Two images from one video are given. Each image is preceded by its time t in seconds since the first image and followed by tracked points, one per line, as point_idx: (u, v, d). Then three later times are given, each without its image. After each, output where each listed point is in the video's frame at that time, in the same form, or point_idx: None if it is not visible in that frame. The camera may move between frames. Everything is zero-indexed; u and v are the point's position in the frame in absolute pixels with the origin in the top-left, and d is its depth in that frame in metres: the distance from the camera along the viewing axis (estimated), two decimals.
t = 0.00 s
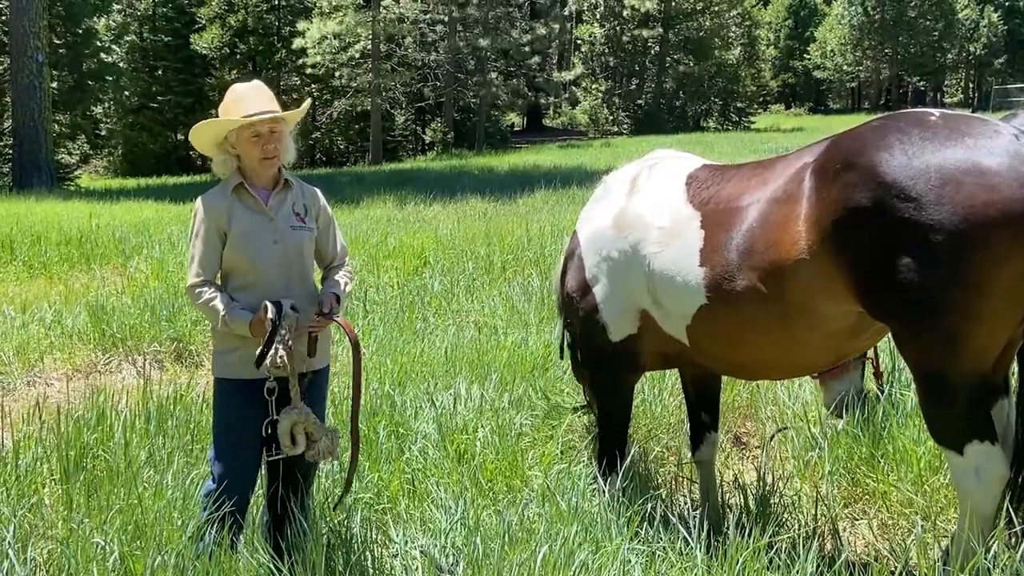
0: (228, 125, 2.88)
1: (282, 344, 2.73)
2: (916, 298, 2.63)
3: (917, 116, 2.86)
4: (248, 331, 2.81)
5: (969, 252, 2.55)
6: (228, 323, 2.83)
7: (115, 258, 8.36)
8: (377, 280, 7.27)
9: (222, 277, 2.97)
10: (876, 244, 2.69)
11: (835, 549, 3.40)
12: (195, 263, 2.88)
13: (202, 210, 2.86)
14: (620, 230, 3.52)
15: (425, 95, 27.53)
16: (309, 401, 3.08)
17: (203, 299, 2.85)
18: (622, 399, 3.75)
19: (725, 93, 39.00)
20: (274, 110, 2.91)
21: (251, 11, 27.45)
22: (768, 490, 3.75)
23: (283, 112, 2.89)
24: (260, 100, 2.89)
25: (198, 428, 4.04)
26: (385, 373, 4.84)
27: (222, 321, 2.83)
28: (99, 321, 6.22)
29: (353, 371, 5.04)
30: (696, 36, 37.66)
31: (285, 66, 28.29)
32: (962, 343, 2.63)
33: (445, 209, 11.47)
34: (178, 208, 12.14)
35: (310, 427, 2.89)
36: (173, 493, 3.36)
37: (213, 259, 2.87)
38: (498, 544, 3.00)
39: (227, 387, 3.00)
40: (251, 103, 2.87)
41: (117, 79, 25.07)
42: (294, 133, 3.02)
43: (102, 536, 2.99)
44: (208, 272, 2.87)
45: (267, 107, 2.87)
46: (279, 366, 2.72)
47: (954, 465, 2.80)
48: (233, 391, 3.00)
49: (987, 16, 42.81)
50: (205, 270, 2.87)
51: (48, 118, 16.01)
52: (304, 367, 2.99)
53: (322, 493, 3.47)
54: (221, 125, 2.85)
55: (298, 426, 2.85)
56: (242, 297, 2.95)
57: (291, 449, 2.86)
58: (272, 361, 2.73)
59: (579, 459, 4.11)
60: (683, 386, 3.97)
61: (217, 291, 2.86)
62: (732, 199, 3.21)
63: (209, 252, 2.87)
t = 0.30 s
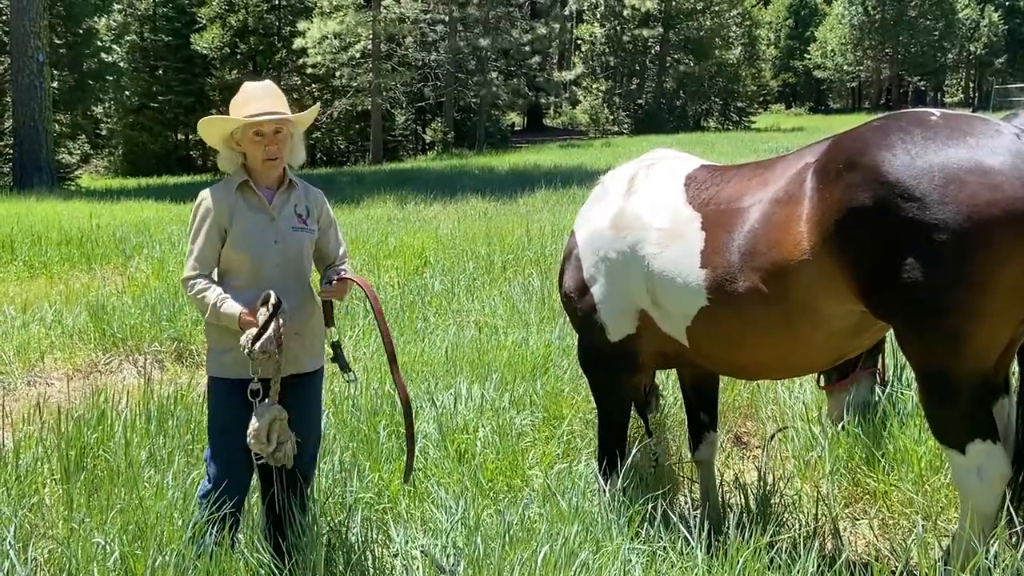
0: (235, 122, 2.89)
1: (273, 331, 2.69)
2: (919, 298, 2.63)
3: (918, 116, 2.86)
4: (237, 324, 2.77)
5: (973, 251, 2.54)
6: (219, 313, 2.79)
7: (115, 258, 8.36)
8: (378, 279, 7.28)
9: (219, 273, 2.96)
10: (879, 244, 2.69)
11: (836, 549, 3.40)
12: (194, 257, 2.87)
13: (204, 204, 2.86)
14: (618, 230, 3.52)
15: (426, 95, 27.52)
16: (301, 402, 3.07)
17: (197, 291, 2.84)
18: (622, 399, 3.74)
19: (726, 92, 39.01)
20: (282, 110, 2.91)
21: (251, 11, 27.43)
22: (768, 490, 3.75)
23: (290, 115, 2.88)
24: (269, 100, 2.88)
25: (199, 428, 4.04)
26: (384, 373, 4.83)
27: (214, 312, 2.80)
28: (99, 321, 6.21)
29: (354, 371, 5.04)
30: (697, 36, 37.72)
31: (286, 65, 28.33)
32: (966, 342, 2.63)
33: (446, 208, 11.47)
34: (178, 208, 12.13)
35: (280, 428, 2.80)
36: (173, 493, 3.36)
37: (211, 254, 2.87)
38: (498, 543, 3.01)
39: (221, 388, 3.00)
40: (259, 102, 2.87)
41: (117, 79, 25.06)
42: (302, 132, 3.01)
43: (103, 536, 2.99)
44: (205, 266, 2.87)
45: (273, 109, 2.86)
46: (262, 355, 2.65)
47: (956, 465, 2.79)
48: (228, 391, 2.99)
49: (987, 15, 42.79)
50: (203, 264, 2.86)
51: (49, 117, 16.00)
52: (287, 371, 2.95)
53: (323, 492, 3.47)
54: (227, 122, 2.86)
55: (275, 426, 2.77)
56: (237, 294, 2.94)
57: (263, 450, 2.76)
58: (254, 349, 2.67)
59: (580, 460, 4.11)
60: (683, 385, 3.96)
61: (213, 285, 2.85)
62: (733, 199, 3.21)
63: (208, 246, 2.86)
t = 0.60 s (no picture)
0: (232, 123, 2.89)
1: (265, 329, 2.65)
2: (921, 296, 2.63)
3: (920, 115, 2.85)
4: (230, 323, 2.76)
5: (976, 249, 2.54)
6: (216, 313, 2.79)
7: (115, 258, 8.35)
8: (378, 279, 7.27)
9: (216, 273, 2.95)
10: (881, 242, 2.69)
11: (836, 549, 3.40)
12: (192, 256, 2.87)
13: (202, 203, 2.87)
14: (619, 229, 3.51)
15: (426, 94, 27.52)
16: (298, 403, 3.07)
17: (194, 291, 2.84)
18: (622, 397, 3.73)
19: (726, 92, 39.01)
20: (279, 108, 2.91)
21: (251, 11, 27.40)
22: (769, 490, 3.74)
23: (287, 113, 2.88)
24: (264, 99, 2.89)
25: (200, 428, 4.03)
26: (384, 373, 4.83)
27: (209, 312, 2.80)
28: (99, 321, 6.20)
29: (355, 371, 5.04)
30: (697, 36, 37.71)
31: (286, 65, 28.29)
32: (968, 341, 2.63)
33: (447, 208, 11.46)
34: (179, 208, 12.12)
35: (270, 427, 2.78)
36: (173, 493, 3.37)
37: (208, 253, 2.87)
38: (498, 544, 3.00)
39: (218, 388, 2.99)
40: (256, 102, 2.88)
41: (118, 79, 25.05)
42: (302, 133, 3.01)
43: (103, 536, 2.99)
44: (202, 266, 2.87)
45: (271, 109, 2.86)
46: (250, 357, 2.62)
47: (957, 465, 2.79)
48: (221, 392, 2.99)
49: (987, 15, 42.83)
50: (200, 264, 2.87)
51: (49, 117, 15.99)
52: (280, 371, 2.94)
53: (324, 493, 3.47)
54: (224, 122, 2.86)
55: (264, 425, 2.75)
56: (235, 294, 2.93)
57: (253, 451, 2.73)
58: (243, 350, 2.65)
59: (582, 460, 4.11)
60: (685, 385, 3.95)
61: (209, 284, 2.85)
62: (733, 197, 3.21)
63: (204, 246, 2.87)
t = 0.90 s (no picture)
0: (232, 130, 2.87)
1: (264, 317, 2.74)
2: (917, 297, 2.63)
3: (918, 115, 2.85)
4: (226, 322, 2.76)
5: (972, 250, 2.54)
6: (209, 314, 2.77)
7: (115, 258, 8.34)
8: (378, 279, 7.26)
9: (208, 274, 2.94)
10: (877, 243, 2.69)
11: (837, 549, 3.40)
12: (183, 257, 2.86)
13: (195, 204, 2.85)
14: (619, 229, 3.51)
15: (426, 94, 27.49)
16: (298, 403, 3.08)
17: (187, 291, 2.82)
18: (623, 398, 3.73)
19: (726, 92, 38.98)
20: (281, 124, 2.89)
21: (252, 10, 27.36)
22: (769, 490, 3.74)
23: (290, 133, 2.86)
24: (267, 112, 2.87)
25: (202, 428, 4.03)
26: (384, 373, 4.83)
27: (204, 312, 2.78)
28: (99, 321, 6.20)
29: (355, 371, 5.04)
30: (698, 35, 37.64)
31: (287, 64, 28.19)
32: (964, 342, 2.63)
33: (446, 208, 11.43)
34: (179, 208, 12.10)
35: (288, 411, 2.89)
36: (173, 493, 3.37)
37: (201, 254, 2.86)
38: (498, 544, 3.00)
39: (212, 390, 2.96)
40: (260, 116, 2.86)
41: (118, 79, 25.03)
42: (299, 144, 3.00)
43: (104, 535, 2.99)
44: (194, 267, 2.86)
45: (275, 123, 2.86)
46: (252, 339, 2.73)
47: (955, 466, 2.79)
48: (216, 394, 2.96)
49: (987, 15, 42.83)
50: (192, 265, 2.86)
51: (49, 117, 15.99)
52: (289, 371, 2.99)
53: (324, 493, 3.47)
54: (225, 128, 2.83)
55: (280, 409, 2.86)
56: (228, 296, 2.92)
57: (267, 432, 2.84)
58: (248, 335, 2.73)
59: (583, 459, 4.11)
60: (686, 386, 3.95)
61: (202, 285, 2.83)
62: (733, 197, 3.21)
63: (196, 247, 2.85)
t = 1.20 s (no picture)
0: (230, 134, 2.84)
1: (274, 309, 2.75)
2: (919, 296, 2.63)
3: (920, 115, 2.85)
4: (237, 318, 2.80)
5: (974, 250, 2.54)
6: (218, 313, 2.79)
7: (117, 258, 8.34)
8: (379, 279, 7.25)
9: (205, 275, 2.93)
10: (879, 242, 2.69)
11: (838, 549, 3.40)
12: (179, 260, 2.85)
13: (190, 207, 2.83)
14: (620, 228, 3.51)
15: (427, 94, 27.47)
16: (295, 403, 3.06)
17: (186, 293, 2.82)
18: (624, 398, 3.73)
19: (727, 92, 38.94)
20: (280, 130, 2.86)
21: (253, 10, 27.33)
22: (770, 490, 3.74)
23: (288, 141, 2.84)
24: (266, 118, 2.85)
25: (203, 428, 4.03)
26: (385, 373, 4.83)
27: (207, 313, 2.79)
28: (101, 321, 6.20)
29: (356, 371, 5.04)
30: (699, 36, 37.59)
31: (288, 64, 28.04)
32: (966, 342, 2.63)
33: (447, 209, 11.41)
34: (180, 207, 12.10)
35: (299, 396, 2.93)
36: (174, 493, 3.37)
37: (198, 255, 2.85)
38: (499, 544, 3.00)
39: (207, 391, 2.93)
40: (260, 122, 2.84)
41: (119, 79, 25.03)
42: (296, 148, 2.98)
43: (105, 536, 3.00)
44: (191, 270, 2.85)
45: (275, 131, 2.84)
46: (272, 332, 2.73)
47: (957, 466, 2.79)
48: (212, 394, 2.93)
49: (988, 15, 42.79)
50: (189, 267, 2.84)
51: (51, 117, 16.00)
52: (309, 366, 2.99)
53: (325, 493, 3.47)
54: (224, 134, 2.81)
55: (293, 391, 2.89)
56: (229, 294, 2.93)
57: (280, 415, 2.87)
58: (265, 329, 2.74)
59: (584, 459, 4.12)
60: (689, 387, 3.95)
61: (203, 287, 2.83)
62: (734, 196, 3.20)
63: (193, 249, 2.84)
